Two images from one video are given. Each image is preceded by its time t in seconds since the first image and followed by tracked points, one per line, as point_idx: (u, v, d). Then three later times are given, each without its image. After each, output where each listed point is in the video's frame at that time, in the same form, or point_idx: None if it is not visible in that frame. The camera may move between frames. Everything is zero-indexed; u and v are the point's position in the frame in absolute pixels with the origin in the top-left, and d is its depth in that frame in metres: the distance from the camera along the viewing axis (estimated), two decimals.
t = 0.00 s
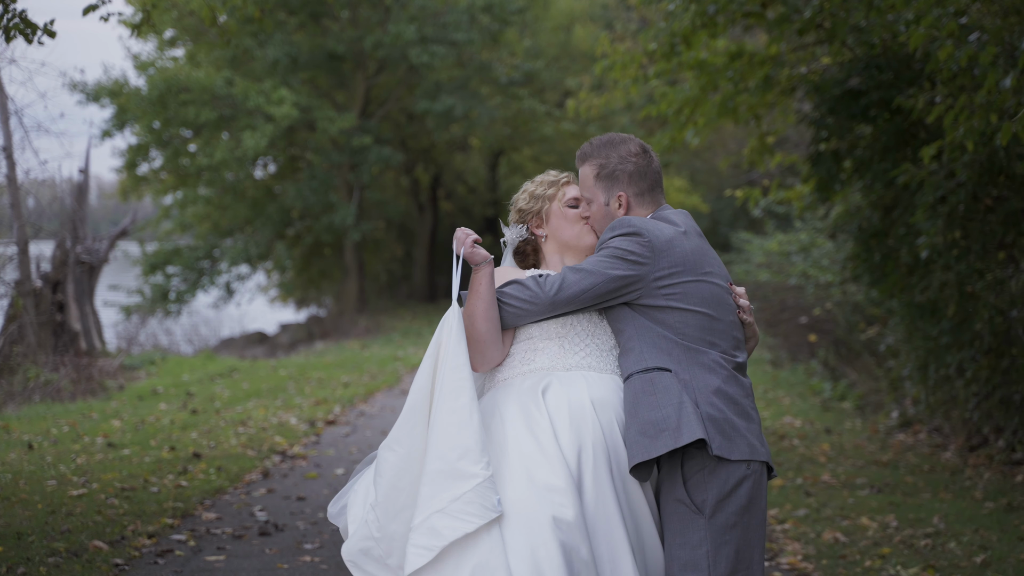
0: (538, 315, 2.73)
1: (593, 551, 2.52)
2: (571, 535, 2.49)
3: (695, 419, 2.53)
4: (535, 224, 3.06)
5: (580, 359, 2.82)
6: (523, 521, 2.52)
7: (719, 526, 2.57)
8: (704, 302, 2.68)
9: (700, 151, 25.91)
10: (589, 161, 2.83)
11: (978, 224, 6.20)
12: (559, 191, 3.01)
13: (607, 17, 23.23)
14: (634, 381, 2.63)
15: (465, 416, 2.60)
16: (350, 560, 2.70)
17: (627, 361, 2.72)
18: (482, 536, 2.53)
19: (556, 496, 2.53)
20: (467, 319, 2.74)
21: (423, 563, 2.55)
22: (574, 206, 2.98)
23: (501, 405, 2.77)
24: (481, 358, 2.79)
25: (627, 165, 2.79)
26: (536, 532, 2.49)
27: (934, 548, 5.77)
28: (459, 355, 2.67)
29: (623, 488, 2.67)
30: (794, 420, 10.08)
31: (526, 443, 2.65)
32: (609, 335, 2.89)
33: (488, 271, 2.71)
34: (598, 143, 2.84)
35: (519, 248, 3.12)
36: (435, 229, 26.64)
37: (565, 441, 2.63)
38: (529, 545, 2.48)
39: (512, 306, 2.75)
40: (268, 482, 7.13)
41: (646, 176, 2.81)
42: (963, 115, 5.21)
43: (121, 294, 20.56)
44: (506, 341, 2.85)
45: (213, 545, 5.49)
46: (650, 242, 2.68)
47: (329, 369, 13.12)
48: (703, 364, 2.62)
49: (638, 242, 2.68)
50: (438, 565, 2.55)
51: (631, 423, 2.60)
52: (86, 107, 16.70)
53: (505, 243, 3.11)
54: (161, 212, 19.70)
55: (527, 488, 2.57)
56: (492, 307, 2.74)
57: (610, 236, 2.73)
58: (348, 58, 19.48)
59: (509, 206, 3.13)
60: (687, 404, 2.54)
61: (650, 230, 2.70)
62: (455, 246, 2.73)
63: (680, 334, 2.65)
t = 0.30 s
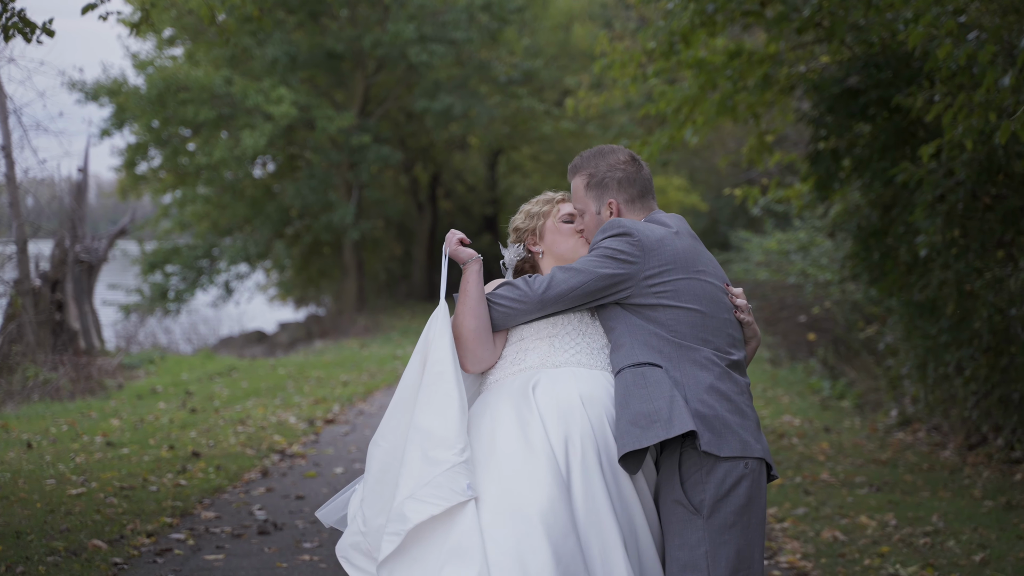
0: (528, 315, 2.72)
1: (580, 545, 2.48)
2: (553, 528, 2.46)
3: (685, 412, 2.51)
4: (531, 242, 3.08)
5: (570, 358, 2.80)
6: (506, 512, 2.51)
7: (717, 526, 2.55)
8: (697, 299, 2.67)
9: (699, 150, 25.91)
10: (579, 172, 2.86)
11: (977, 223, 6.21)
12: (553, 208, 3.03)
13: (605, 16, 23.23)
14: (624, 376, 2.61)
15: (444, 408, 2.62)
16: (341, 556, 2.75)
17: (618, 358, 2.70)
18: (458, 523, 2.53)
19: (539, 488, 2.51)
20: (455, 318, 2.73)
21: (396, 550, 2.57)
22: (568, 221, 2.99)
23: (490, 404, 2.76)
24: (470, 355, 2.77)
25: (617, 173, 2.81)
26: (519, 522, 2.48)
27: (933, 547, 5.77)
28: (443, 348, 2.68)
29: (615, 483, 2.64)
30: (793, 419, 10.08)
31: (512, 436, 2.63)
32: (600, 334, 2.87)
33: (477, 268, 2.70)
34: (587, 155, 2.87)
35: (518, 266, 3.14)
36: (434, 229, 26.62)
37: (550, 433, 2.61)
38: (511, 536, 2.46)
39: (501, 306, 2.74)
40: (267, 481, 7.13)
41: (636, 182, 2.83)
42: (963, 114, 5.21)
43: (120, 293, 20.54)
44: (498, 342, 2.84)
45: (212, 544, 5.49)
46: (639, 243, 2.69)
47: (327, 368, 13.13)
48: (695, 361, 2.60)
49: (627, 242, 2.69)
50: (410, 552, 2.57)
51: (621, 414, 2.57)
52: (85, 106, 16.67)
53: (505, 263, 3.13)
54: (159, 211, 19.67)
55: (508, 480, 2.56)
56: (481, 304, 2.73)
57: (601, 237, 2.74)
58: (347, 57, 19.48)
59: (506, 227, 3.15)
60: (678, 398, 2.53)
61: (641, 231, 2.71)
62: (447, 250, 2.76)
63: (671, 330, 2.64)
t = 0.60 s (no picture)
0: (516, 319, 2.72)
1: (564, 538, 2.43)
2: (536, 522, 2.41)
3: (671, 409, 2.49)
4: (528, 257, 3.09)
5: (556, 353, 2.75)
6: (485, 506, 2.48)
7: (711, 525, 2.54)
8: (687, 297, 2.67)
9: (698, 149, 25.89)
10: (569, 180, 2.88)
11: (977, 221, 6.21)
12: (550, 224, 3.04)
13: (605, 14, 23.20)
14: (611, 371, 2.59)
15: (419, 406, 2.64)
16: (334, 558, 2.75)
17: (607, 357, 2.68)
18: (429, 518, 2.52)
19: (521, 482, 2.48)
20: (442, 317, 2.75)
21: (371, 546, 2.56)
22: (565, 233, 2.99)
23: (476, 404, 2.75)
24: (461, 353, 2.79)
25: (604, 179, 2.83)
26: (498, 517, 2.45)
27: (932, 546, 5.77)
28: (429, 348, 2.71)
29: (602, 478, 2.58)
30: (791, 418, 10.08)
31: (494, 432, 2.61)
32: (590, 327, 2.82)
33: (464, 271, 2.72)
34: (575, 165, 2.90)
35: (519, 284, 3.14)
36: (434, 228, 26.61)
37: (533, 427, 2.57)
38: (493, 531, 2.44)
39: (491, 311, 2.74)
40: (266, 480, 7.13)
41: (623, 187, 2.85)
42: (961, 113, 5.21)
43: (119, 292, 20.54)
44: (487, 346, 2.84)
45: (211, 542, 5.49)
46: (626, 244, 2.70)
47: (326, 366, 13.13)
48: (683, 358, 2.59)
49: (615, 243, 2.70)
50: (384, 547, 2.55)
51: (605, 408, 2.53)
52: (84, 105, 16.67)
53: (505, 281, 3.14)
54: (159, 210, 19.67)
55: (487, 475, 2.54)
56: (469, 307, 2.74)
57: (589, 241, 2.75)
58: (346, 56, 19.47)
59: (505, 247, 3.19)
60: (666, 395, 2.52)
61: (628, 233, 2.72)
62: (435, 257, 2.82)
63: (660, 328, 2.63)
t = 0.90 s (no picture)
0: (505, 326, 2.71)
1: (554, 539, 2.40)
2: (523, 525, 2.39)
3: (660, 409, 2.49)
4: (523, 267, 3.02)
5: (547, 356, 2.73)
6: (466, 510, 2.47)
7: (707, 521, 2.53)
8: (676, 296, 2.66)
9: (697, 148, 25.91)
10: (558, 186, 2.88)
11: (976, 220, 6.20)
12: (543, 231, 3.00)
13: (604, 13, 23.19)
14: (600, 373, 2.58)
15: (394, 417, 2.68)
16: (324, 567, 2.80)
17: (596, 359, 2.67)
18: (400, 529, 2.53)
19: (500, 483, 2.47)
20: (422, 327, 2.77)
21: (349, 557, 2.59)
22: (558, 241, 2.96)
23: (461, 411, 2.73)
24: (446, 363, 2.77)
25: (590, 184, 2.84)
26: (479, 520, 2.43)
27: (931, 545, 5.76)
28: (408, 359, 2.73)
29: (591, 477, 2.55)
30: (791, 417, 10.08)
31: (476, 435, 2.60)
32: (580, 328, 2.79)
33: (450, 279, 2.74)
34: (563, 172, 2.90)
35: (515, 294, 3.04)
36: (433, 227, 26.61)
37: (514, 428, 2.55)
38: (473, 532, 2.42)
39: (478, 320, 2.74)
40: (265, 479, 7.13)
41: (609, 191, 2.85)
42: (961, 112, 5.20)
43: (119, 292, 20.53)
44: (475, 352, 2.82)
45: (210, 542, 5.49)
46: (613, 247, 2.69)
47: (325, 366, 13.12)
48: (675, 358, 2.59)
49: (602, 247, 2.69)
50: (361, 558, 2.58)
51: (595, 408, 2.52)
52: (83, 104, 16.69)
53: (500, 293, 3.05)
54: (158, 209, 19.68)
55: (473, 479, 2.52)
56: (455, 315, 2.74)
57: (577, 245, 2.75)
58: (346, 55, 19.47)
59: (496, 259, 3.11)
60: (655, 394, 2.52)
61: (614, 235, 2.71)
62: (422, 267, 2.84)
63: (650, 329, 2.63)
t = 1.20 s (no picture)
0: (489, 336, 2.70)
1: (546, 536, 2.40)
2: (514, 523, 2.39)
3: (648, 416, 2.48)
4: (515, 267, 3.04)
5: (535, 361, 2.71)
6: (457, 508, 2.46)
7: (696, 524, 2.50)
8: (662, 302, 2.63)
9: (697, 147, 25.91)
10: (547, 184, 2.88)
11: (976, 219, 6.16)
12: (535, 231, 3.02)
13: (604, 12, 23.18)
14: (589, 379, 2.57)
15: (380, 440, 2.70)
16: None
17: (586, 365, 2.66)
18: (383, 556, 2.57)
19: (489, 482, 2.47)
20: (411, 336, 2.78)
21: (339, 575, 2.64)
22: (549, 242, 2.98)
23: (448, 418, 2.73)
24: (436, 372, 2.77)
25: (576, 184, 2.83)
26: (469, 518, 2.42)
27: (931, 544, 5.76)
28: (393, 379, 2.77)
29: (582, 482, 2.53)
30: (790, 416, 10.08)
31: (463, 438, 2.59)
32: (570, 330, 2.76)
33: (435, 286, 2.73)
34: (553, 169, 2.90)
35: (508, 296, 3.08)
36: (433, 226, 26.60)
37: (503, 428, 2.54)
38: (464, 528, 2.41)
39: (464, 330, 2.73)
40: (265, 477, 7.13)
41: (596, 190, 2.83)
42: (960, 111, 5.20)
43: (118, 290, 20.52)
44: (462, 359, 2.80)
45: (209, 540, 5.49)
46: (597, 253, 2.66)
47: (325, 365, 13.11)
48: (663, 363, 2.57)
49: (586, 254, 2.66)
50: None
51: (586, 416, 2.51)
52: (82, 102, 16.72)
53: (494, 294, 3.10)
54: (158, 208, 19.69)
55: (462, 477, 2.50)
56: (440, 323, 2.72)
57: (561, 252, 2.72)
58: (345, 54, 19.48)
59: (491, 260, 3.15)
60: (644, 401, 2.50)
61: (598, 241, 2.68)
62: (407, 277, 2.84)
63: (638, 334, 2.61)
